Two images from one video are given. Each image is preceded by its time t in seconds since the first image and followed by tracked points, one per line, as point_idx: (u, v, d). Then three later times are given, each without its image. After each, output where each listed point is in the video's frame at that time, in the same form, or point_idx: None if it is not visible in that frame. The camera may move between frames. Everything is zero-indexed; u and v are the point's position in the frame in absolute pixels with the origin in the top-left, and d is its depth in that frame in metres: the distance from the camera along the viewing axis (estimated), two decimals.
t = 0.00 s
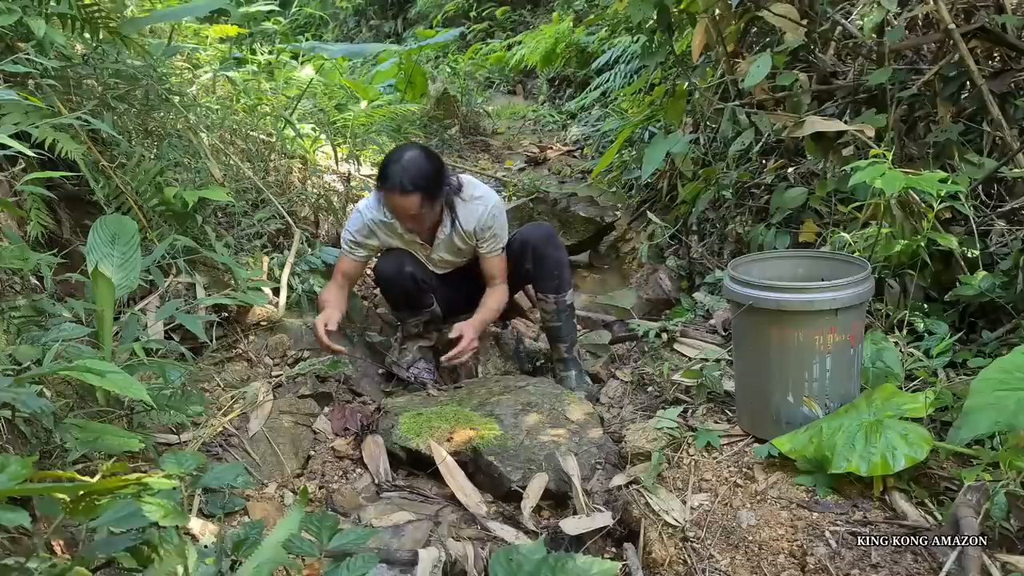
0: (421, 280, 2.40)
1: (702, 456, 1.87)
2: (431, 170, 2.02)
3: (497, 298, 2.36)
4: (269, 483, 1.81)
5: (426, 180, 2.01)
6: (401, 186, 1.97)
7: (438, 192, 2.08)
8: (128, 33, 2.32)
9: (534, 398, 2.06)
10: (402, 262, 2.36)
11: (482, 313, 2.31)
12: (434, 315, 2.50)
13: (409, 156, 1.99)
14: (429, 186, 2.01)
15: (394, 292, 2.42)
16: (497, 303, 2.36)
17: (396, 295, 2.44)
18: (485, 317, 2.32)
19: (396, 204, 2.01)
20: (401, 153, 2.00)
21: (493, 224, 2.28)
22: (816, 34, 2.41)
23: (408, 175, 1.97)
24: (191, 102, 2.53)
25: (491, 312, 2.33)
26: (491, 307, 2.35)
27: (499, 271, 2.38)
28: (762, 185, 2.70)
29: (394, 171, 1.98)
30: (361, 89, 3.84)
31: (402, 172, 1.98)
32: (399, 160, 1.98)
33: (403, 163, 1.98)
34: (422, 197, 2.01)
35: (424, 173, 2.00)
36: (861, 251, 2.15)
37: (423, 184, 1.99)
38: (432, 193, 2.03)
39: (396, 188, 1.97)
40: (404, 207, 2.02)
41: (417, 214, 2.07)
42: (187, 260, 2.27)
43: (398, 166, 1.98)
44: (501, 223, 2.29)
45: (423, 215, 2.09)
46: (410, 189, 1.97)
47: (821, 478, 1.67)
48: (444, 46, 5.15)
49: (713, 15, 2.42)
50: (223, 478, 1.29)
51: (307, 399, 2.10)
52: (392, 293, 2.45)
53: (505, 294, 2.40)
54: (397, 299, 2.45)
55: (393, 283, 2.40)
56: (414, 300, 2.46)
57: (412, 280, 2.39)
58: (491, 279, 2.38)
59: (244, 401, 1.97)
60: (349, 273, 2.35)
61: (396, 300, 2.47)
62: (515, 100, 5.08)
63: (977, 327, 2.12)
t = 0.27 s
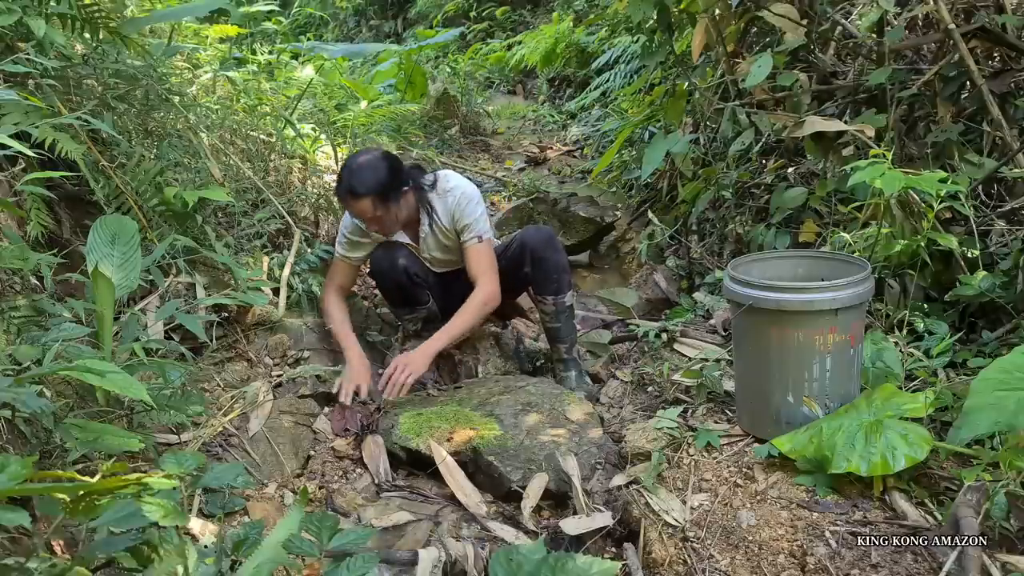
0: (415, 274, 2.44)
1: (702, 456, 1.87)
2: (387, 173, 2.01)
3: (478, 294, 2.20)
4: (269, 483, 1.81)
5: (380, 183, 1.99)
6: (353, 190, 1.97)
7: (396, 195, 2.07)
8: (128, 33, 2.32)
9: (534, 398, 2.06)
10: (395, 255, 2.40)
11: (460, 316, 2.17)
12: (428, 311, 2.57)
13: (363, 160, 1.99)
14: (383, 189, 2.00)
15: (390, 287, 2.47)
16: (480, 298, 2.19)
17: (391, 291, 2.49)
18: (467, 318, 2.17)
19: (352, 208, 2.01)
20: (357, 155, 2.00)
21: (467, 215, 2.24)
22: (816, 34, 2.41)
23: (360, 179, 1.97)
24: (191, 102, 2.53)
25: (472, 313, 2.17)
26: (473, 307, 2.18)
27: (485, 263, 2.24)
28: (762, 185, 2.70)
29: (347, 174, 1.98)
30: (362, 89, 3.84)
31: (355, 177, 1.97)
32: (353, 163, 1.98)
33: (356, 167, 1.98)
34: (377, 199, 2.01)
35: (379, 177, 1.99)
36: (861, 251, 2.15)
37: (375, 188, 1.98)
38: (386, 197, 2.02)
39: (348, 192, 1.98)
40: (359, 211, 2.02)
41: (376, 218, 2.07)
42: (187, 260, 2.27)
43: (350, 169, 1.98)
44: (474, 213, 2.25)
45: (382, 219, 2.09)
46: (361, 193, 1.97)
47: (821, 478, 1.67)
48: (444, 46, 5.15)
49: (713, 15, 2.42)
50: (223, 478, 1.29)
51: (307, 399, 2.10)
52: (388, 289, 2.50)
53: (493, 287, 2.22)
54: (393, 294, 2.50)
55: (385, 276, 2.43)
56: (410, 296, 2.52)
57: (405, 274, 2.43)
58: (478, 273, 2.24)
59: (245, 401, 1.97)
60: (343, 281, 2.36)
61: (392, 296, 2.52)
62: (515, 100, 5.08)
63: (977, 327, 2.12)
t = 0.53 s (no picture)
0: (409, 272, 2.43)
1: (702, 456, 1.87)
2: (354, 192, 1.97)
3: (461, 290, 2.17)
4: (269, 483, 1.81)
5: (348, 205, 1.97)
6: (321, 214, 1.96)
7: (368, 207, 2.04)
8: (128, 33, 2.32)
9: (534, 398, 2.06)
10: (389, 254, 2.39)
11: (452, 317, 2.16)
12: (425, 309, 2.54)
13: (327, 182, 1.96)
14: (352, 209, 1.97)
15: (385, 286, 2.45)
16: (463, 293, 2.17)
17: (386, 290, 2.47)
18: (458, 318, 2.17)
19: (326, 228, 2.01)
20: (321, 178, 1.98)
21: (445, 208, 2.21)
22: (816, 34, 2.41)
23: (326, 205, 1.95)
24: (191, 102, 2.53)
25: (462, 312, 2.16)
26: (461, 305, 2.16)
27: (469, 255, 2.19)
28: (762, 185, 2.70)
29: (315, 199, 1.97)
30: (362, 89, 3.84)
31: (322, 200, 1.96)
32: (318, 187, 1.96)
33: (320, 191, 1.96)
34: (349, 218, 1.99)
35: (345, 198, 1.96)
36: (861, 251, 2.15)
37: (344, 212, 1.96)
38: (357, 216, 2.00)
39: (318, 216, 1.97)
40: (335, 231, 2.02)
41: (353, 235, 2.06)
42: (187, 260, 2.27)
43: (317, 192, 1.96)
44: (452, 205, 2.21)
45: (360, 235, 2.08)
46: (329, 216, 1.96)
47: (822, 478, 1.67)
48: (445, 46, 5.15)
49: (713, 15, 2.42)
50: (223, 478, 1.29)
51: (307, 399, 2.10)
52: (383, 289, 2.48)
53: (478, 279, 2.18)
54: (389, 293, 2.48)
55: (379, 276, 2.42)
56: (405, 296, 2.49)
57: (400, 273, 2.41)
58: (462, 266, 2.20)
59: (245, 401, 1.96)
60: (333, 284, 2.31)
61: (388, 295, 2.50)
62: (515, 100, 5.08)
63: (977, 327, 2.12)
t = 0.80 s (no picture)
0: (405, 272, 2.43)
1: (702, 456, 1.87)
2: (344, 200, 1.98)
3: (484, 270, 2.16)
4: (269, 483, 1.81)
5: (339, 213, 1.98)
6: (313, 223, 1.97)
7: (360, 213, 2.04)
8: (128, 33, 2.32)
9: (534, 398, 2.06)
10: (384, 253, 2.39)
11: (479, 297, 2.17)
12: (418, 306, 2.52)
13: (316, 192, 1.97)
14: (344, 217, 1.98)
15: (380, 285, 2.46)
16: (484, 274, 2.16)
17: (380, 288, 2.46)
18: (484, 299, 2.17)
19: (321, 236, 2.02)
20: (310, 189, 1.99)
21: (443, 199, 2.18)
22: (816, 34, 2.41)
23: (318, 215, 1.96)
24: (191, 102, 2.53)
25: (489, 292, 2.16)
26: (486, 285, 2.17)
27: (481, 238, 2.18)
28: (762, 185, 2.70)
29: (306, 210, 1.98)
30: (362, 89, 3.84)
31: (313, 210, 1.97)
32: (308, 199, 1.97)
33: (311, 202, 1.97)
34: (342, 226, 2.00)
35: (335, 207, 1.97)
36: (861, 251, 2.15)
37: (335, 220, 1.97)
38: (349, 224, 2.01)
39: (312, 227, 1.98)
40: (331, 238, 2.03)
41: (348, 240, 2.07)
42: (187, 260, 2.27)
43: (308, 204, 1.98)
44: (450, 196, 2.18)
45: (355, 239, 2.09)
46: (322, 225, 1.97)
47: (821, 478, 1.67)
48: (444, 46, 5.15)
49: (713, 15, 2.42)
50: (222, 478, 1.29)
51: (307, 400, 2.10)
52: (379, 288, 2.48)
53: (498, 259, 2.17)
54: (384, 293, 2.48)
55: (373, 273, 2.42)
56: (401, 295, 2.50)
57: (394, 272, 2.42)
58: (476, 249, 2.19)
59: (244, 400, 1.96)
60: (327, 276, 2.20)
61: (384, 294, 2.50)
62: (515, 100, 5.08)
63: (978, 327, 2.12)
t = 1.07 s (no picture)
0: (405, 270, 2.44)
1: (702, 456, 1.87)
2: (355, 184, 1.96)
3: (503, 255, 2.18)
4: (269, 483, 1.81)
5: (350, 197, 1.96)
6: (323, 206, 1.94)
7: (367, 200, 2.02)
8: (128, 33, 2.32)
9: (534, 398, 2.06)
10: (384, 251, 2.40)
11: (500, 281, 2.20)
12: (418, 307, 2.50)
13: (326, 176, 1.95)
14: (354, 201, 1.96)
15: (381, 284, 2.45)
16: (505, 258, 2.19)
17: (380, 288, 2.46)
18: (503, 283, 2.20)
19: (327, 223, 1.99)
20: (320, 173, 1.96)
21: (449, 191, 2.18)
22: (817, 34, 2.41)
23: (329, 198, 1.93)
24: (191, 102, 2.53)
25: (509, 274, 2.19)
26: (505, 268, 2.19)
27: (494, 222, 2.20)
28: (762, 185, 2.70)
29: (314, 194, 1.95)
30: (362, 89, 3.84)
31: (322, 194, 1.94)
32: (317, 181, 1.95)
33: (320, 185, 1.94)
34: (351, 211, 1.97)
35: (346, 190, 1.95)
36: (861, 251, 2.15)
37: (345, 203, 1.95)
38: (358, 208, 1.98)
39: (321, 210, 1.95)
40: (338, 224, 2.00)
41: (355, 228, 2.04)
42: (187, 260, 2.27)
43: (318, 187, 1.94)
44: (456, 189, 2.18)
45: (361, 229, 2.06)
46: (332, 207, 1.94)
47: (821, 478, 1.67)
48: (444, 46, 5.15)
49: (713, 15, 2.42)
50: (222, 478, 1.29)
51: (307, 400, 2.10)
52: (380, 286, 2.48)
53: (516, 243, 2.20)
54: (384, 292, 2.48)
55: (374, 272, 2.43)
56: (401, 294, 2.50)
57: (395, 270, 2.42)
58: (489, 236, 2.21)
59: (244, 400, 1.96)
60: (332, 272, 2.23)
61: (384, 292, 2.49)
62: (515, 100, 5.08)
63: (978, 327, 2.12)
